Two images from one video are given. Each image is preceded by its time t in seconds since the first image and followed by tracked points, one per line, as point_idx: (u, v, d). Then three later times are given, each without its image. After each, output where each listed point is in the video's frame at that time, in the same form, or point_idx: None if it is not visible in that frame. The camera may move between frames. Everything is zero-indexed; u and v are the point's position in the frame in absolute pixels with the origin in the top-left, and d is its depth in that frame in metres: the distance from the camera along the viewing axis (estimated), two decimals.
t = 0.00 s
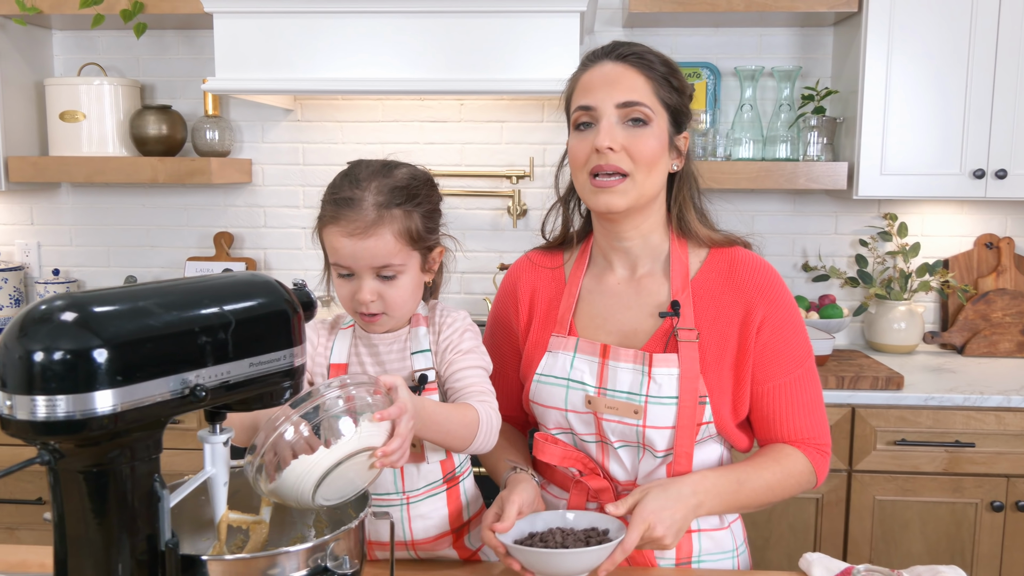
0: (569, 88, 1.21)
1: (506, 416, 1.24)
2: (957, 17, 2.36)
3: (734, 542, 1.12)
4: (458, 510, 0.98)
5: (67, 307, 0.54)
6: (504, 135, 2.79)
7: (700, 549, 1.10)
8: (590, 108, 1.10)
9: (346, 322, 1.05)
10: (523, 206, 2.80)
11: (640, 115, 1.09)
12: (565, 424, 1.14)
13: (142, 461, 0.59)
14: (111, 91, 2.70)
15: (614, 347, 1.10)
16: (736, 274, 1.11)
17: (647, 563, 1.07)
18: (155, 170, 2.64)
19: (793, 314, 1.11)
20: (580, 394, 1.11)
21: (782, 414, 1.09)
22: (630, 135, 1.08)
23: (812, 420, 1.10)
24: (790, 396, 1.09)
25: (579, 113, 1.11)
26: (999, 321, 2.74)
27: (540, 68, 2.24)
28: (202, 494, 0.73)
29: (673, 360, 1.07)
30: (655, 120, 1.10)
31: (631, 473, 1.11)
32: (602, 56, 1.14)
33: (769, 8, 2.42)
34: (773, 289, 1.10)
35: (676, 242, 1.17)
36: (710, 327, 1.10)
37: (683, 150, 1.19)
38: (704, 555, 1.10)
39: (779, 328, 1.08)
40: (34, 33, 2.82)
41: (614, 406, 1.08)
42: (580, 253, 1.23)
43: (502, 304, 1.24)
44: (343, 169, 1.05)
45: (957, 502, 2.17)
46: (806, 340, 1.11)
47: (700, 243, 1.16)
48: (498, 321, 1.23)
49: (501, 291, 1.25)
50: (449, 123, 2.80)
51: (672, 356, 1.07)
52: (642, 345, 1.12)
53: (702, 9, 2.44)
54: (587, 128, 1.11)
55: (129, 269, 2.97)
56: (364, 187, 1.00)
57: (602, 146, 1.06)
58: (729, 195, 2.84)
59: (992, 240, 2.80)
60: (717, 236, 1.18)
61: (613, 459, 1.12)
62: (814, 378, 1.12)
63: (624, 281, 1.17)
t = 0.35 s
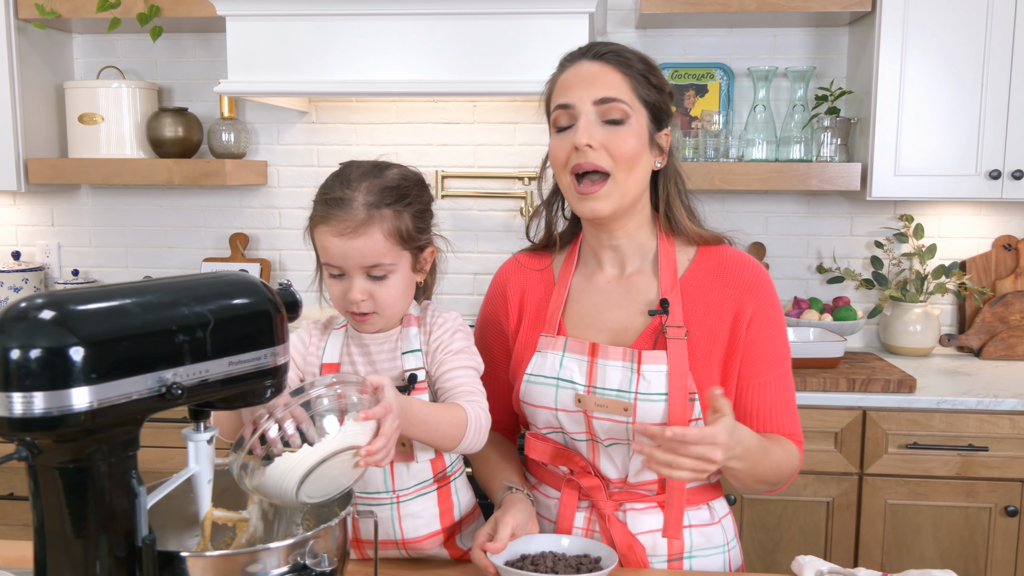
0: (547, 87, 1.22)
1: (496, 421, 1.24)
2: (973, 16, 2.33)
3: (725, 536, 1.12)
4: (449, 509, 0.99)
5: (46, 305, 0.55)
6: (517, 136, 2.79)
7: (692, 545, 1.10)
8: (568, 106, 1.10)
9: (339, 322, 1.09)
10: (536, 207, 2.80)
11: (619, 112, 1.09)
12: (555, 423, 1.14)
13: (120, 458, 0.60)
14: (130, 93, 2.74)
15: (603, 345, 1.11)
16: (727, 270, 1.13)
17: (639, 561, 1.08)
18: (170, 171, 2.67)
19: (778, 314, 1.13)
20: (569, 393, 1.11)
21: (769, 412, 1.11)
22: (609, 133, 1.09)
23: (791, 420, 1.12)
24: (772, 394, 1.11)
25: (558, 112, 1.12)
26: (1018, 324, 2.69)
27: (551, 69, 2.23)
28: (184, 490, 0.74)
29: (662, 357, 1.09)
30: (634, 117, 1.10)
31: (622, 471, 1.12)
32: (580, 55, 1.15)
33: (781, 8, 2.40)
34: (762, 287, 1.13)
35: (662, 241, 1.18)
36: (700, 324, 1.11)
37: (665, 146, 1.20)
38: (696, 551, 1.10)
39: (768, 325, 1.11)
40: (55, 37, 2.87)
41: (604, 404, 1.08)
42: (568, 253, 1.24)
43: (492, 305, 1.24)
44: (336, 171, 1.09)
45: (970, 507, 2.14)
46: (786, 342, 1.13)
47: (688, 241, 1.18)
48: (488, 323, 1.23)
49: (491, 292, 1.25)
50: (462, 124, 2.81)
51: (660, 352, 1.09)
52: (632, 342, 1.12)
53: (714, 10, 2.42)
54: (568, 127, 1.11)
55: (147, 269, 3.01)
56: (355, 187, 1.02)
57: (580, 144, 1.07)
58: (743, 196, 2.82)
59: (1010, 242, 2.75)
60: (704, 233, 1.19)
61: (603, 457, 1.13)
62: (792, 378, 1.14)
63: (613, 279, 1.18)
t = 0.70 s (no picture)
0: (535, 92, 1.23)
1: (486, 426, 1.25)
2: (983, 17, 2.32)
3: (718, 532, 1.13)
4: (439, 508, 1.00)
5: (28, 302, 0.56)
6: (525, 139, 2.79)
7: (687, 542, 1.11)
8: (558, 114, 1.12)
9: (333, 322, 1.12)
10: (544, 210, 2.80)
11: (608, 119, 1.11)
12: (549, 425, 1.14)
13: (100, 454, 0.62)
14: (143, 97, 2.77)
15: (596, 347, 1.11)
16: (715, 270, 1.15)
17: (637, 561, 1.08)
18: (182, 174, 2.70)
19: (765, 312, 1.15)
20: (564, 395, 1.12)
21: (757, 409, 1.12)
22: (598, 140, 1.10)
23: (779, 417, 1.14)
24: (759, 392, 1.12)
25: (548, 119, 1.13)
26: None
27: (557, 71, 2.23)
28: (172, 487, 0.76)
29: (655, 358, 1.10)
30: (623, 124, 1.12)
31: (617, 471, 1.12)
32: (568, 61, 1.17)
33: (788, 10, 2.38)
34: (750, 285, 1.14)
35: (651, 241, 1.20)
36: (689, 323, 1.13)
37: (651, 149, 1.22)
38: (691, 547, 1.11)
39: (755, 322, 1.13)
40: (70, 42, 2.91)
41: (599, 405, 1.09)
42: (556, 256, 1.24)
43: (480, 312, 1.25)
44: (328, 172, 1.11)
45: (978, 512, 2.12)
46: (774, 340, 1.15)
47: (675, 240, 1.20)
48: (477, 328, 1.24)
49: (478, 299, 1.26)
50: (470, 127, 2.82)
51: (654, 353, 1.10)
52: (624, 343, 1.13)
53: (720, 12, 2.42)
54: (557, 133, 1.13)
55: (160, 271, 3.04)
56: (347, 185, 1.05)
57: (572, 153, 1.08)
58: (751, 198, 2.80)
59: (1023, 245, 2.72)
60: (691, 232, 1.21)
61: (599, 457, 1.13)
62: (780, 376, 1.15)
63: (602, 281, 1.19)
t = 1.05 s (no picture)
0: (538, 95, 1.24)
1: (482, 428, 1.27)
2: (997, 20, 2.29)
3: (716, 536, 1.13)
4: (435, 509, 1.02)
5: (24, 305, 0.58)
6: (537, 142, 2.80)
7: (684, 546, 1.11)
8: (560, 117, 1.13)
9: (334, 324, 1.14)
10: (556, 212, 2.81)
11: (609, 125, 1.13)
12: (546, 431, 1.15)
13: (94, 453, 0.64)
14: (160, 100, 2.80)
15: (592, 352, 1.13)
16: (710, 276, 1.16)
17: (634, 566, 1.09)
18: (196, 176, 2.73)
19: (761, 319, 1.15)
20: (561, 400, 1.13)
21: (751, 415, 1.13)
22: (598, 144, 1.12)
23: (774, 421, 1.14)
24: (754, 397, 1.13)
25: (549, 121, 1.14)
26: None
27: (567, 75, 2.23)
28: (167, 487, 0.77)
29: (651, 364, 1.11)
30: (623, 130, 1.13)
31: (614, 476, 1.14)
32: (572, 65, 1.18)
33: (799, 13, 2.37)
34: (745, 291, 1.15)
35: (648, 247, 1.21)
36: (684, 330, 1.14)
37: (651, 157, 1.23)
38: (688, 552, 1.11)
39: (749, 328, 1.13)
40: (89, 47, 2.95)
41: (596, 410, 1.10)
42: (553, 260, 1.26)
43: (477, 317, 1.27)
44: (333, 175, 1.13)
45: (989, 520, 2.10)
46: (769, 347, 1.15)
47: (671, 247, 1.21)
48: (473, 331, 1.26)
49: (475, 304, 1.27)
50: (482, 130, 2.83)
51: (650, 359, 1.11)
52: (620, 349, 1.15)
53: (730, 15, 2.40)
54: (557, 136, 1.14)
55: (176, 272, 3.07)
56: (350, 190, 1.07)
57: (572, 157, 1.09)
58: (763, 202, 2.78)
59: None
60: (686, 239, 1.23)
61: (596, 463, 1.14)
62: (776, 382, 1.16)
63: (597, 286, 1.21)
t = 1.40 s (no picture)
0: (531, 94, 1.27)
1: (473, 428, 1.29)
2: (1001, 23, 2.28)
3: (705, 541, 1.16)
4: (427, 509, 1.07)
5: (18, 303, 0.60)
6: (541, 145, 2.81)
7: (673, 550, 1.13)
8: (549, 119, 1.16)
9: (329, 324, 1.17)
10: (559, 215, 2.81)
11: (597, 130, 1.15)
12: (535, 431, 1.17)
13: (84, 450, 0.66)
14: (166, 103, 2.81)
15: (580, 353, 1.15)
16: (702, 276, 1.18)
17: (621, 568, 1.11)
18: (202, 178, 2.75)
19: (752, 319, 1.16)
20: (549, 400, 1.15)
21: (743, 418, 1.13)
22: (585, 150, 1.14)
23: (767, 425, 1.13)
24: (745, 400, 1.13)
25: (539, 122, 1.17)
26: None
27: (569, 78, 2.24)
28: (161, 484, 0.79)
29: (638, 364, 1.12)
30: (610, 135, 1.16)
31: (602, 477, 1.16)
32: (564, 69, 1.20)
33: (801, 16, 2.35)
34: (736, 293, 1.16)
35: (637, 249, 1.24)
36: (673, 330, 1.16)
37: (642, 162, 1.25)
38: (677, 556, 1.13)
39: (740, 329, 1.14)
40: (97, 49, 2.98)
41: (583, 410, 1.13)
42: (545, 261, 1.28)
43: (471, 318, 1.29)
44: (332, 175, 1.14)
45: (988, 524, 2.09)
46: (762, 348, 1.16)
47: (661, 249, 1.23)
48: (465, 332, 1.29)
49: (469, 304, 1.30)
50: (485, 132, 2.83)
51: (637, 360, 1.12)
52: (608, 349, 1.17)
53: (732, 19, 2.40)
54: (547, 137, 1.17)
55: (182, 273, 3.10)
56: (348, 191, 1.08)
57: (557, 162, 1.12)
58: (766, 205, 2.78)
59: None
60: (676, 242, 1.25)
61: (584, 463, 1.16)
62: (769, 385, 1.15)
63: (587, 288, 1.23)
